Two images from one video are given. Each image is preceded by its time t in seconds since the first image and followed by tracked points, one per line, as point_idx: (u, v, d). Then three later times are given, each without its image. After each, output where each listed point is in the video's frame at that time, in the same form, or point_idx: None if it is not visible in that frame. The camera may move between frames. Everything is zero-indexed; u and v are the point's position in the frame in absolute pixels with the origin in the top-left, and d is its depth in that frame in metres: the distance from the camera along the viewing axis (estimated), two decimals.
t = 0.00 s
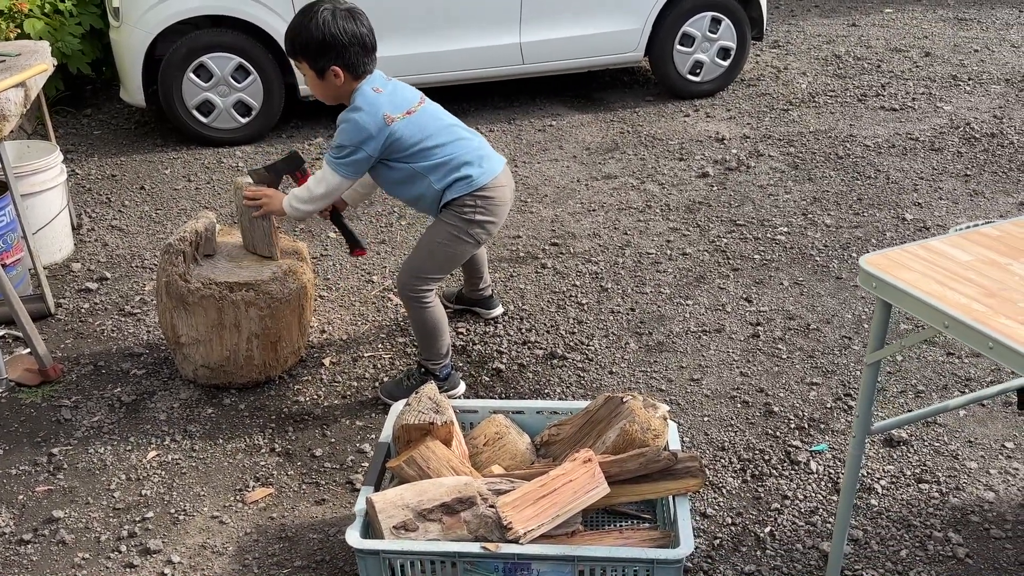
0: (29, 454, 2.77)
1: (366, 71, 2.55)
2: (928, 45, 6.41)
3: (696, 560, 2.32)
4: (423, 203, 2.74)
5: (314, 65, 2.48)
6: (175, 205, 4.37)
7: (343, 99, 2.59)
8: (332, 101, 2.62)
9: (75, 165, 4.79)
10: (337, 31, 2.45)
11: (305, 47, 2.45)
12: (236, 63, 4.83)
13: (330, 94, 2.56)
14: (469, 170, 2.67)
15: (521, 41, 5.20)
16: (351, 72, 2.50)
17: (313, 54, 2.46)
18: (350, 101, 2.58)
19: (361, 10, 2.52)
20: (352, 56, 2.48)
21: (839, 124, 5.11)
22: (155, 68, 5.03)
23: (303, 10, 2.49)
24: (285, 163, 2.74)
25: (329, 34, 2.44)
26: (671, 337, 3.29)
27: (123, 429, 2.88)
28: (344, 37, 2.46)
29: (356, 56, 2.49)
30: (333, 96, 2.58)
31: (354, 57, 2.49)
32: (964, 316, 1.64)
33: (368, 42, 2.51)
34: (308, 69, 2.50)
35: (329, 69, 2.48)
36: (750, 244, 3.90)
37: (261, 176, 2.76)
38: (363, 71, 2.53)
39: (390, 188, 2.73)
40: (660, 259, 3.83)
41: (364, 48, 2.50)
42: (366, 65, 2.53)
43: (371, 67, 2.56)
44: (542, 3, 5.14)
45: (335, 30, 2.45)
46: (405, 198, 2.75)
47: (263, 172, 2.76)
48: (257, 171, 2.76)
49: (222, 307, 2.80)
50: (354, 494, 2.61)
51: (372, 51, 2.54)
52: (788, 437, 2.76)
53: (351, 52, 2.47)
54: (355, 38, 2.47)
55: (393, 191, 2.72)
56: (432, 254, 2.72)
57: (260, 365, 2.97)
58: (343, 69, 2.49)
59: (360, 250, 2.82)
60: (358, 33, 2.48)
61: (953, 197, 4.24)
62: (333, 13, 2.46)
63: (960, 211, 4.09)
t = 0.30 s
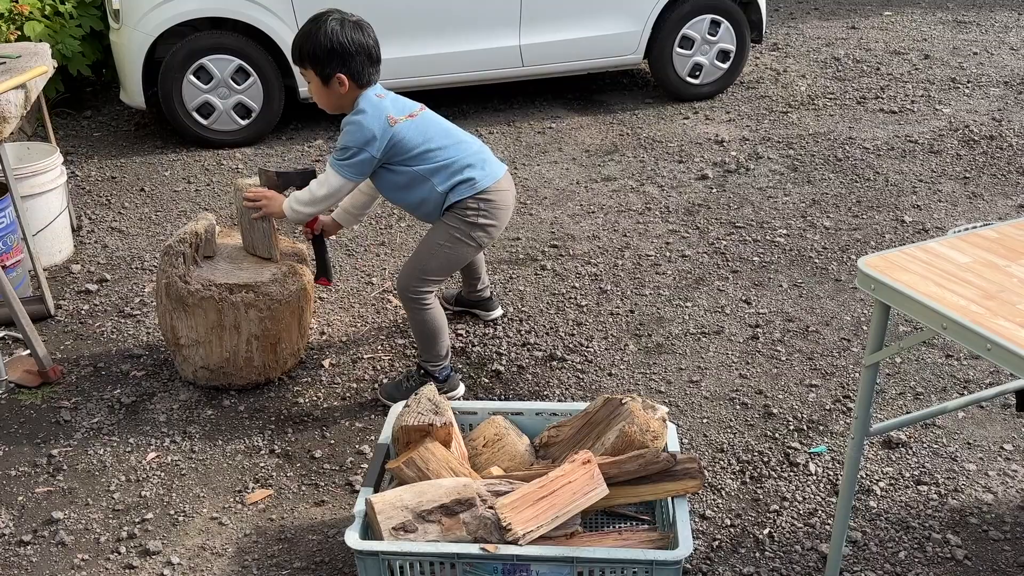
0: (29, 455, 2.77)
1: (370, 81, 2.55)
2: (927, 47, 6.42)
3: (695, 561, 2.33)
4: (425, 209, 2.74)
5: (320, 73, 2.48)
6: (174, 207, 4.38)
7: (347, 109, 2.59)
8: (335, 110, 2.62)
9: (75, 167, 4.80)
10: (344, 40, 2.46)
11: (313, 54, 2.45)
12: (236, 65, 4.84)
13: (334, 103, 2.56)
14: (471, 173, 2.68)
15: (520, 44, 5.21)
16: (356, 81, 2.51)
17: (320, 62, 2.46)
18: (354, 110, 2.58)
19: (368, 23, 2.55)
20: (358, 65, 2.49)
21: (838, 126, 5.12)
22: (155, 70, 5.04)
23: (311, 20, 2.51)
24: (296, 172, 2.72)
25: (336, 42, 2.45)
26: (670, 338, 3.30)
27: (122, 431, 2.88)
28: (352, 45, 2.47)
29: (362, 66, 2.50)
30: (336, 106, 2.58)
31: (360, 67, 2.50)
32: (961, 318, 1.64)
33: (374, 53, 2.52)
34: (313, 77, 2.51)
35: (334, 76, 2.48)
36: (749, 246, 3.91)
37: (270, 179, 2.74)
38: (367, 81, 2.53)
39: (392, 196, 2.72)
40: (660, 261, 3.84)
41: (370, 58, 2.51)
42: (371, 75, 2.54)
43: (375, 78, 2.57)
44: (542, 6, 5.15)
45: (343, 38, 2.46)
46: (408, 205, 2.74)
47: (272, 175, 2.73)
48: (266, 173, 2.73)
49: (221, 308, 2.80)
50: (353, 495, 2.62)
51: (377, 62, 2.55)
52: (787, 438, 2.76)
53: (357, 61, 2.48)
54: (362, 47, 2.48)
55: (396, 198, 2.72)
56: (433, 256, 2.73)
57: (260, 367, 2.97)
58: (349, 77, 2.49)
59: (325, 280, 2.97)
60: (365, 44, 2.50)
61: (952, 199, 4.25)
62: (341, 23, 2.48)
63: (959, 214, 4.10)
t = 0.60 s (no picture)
0: (31, 456, 2.77)
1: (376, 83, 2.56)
2: (927, 50, 6.43)
3: (697, 563, 2.33)
4: (428, 212, 2.74)
5: (327, 71, 2.47)
6: (176, 208, 4.38)
7: (351, 109, 2.59)
8: (338, 110, 2.61)
9: (77, 169, 4.80)
10: (354, 41, 2.47)
11: (321, 52, 2.45)
12: (237, 67, 4.84)
13: (338, 103, 2.55)
14: (474, 176, 2.69)
15: (522, 46, 5.21)
16: (363, 82, 2.51)
17: (328, 60, 2.46)
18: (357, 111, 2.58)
19: (378, 27, 2.56)
20: (365, 66, 2.49)
21: (839, 129, 5.13)
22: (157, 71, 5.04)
23: (321, 20, 2.51)
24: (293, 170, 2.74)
25: (346, 42, 2.46)
26: (672, 340, 3.30)
27: (124, 432, 2.88)
28: (361, 47, 2.48)
29: (369, 67, 2.50)
30: (340, 106, 2.57)
31: (367, 68, 2.50)
32: (964, 320, 1.65)
33: (382, 56, 2.53)
34: (320, 75, 2.50)
35: (341, 76, 2.48)
36: (750, 248, 3.91)
37: (266, 179, 2.75)
38: (373, 83, 2.54)
39: (395, 197, 2.73)
40: (661, 263, 3.84)
41: (378, 60, 2.52)
42: (378, 77, 2.54)
43: (381, 81, 2.57)
44: (543, 8, 5.16)
45: (353, 39, 2.47)
46: (410, 207, 2.74)
47: (268, 176, 2.74)
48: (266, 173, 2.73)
49: (224, 309, 2.80)
50: (355, 497, 2.62)
51: (383, 66, 2.56)
52: (788, 440, 2.76)
53: (365, 62, 2.49)
54: (371, 49, 2.49)
55: (399, 199, 2.72)
56: (434, 258, 2.73)
57: (262, 368, 2.98)
58: (355, 78, 2.50)
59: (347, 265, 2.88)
60: (374, 46, 2.51)
61: (953, 202, 4.25)
62: (352, 24, 2.49)
63: (960, 216, 4.10)
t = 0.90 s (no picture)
0: (32, 457, 2.77)
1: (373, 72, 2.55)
2: (928, 53, 6.43)
3: (698, 566, 2.33)
4: (429, 205, 2.76)
5: (317, 60, 2.50)
6: (176, 210, 4.38)
7: (350, 97, 2.60)
8: (342, 101, 2.63)
9: (78, 170, 4.80)
10: (340, 25, 2.48)
11: (310, 40, 2.49)
12: (238, 68, 4.85)
13: (336, 91, 2.58)
14: (477, 175, 2.69)
15: (522, 47, 5.22)
16: (353, 66, 2.50)
17: (318, 48, 2.49)
18: (359, 100, 2.59)
19: (371, 12, 2.55)
20: (354, 49, 2.48)
21: (840, 131, 5.13)
22: (158, 72, 5.05)
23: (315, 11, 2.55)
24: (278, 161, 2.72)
25: (332, 29, 2.47)
26: (673, 343, 3.30)
27: (125, 433, 2.88)
28: (348, 32, 2.48)
29: (359, 52, 2.49)
30: (338, 94, 2.59)
31: (357, 52, 2.49)
32: (965, 323, 1.65)
33: (373, 40, 2.52)
34: (314, 65, 2.54)
35: (331, 63, 2.49)
36: (751, 251, 3.91)
37: (264, 180, 2.75)
38: (366, 68, 2.52)
39: (397, 188, 2.74)
40: (662, 265, 3.84)
41: (369, 44, 2.51)
42: (372, 62, 2.53)
43: (377, 67, 2.55)
44: (543, 9, 5.15)
45: (339, 25, 2.48)
46: (412, 199, 2.77)
47: (263, 176, 2.75)
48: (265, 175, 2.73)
49: (224, 311, 2.80)
50: (355, 499, 2.62)
51: (378, 51, 2.54)
52: (790, 443, 2.76)
53: (353, 45, 2.48)
54: (358, 33, 2.48)
55: (401, 191, 2.74)
56: (434, 255, 2.73)
57: (263, 370, 2.98)
58: (345, 63, 2.49)
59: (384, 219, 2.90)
60: (362, 30, 2.50)
61: (954, 204, 4.25)
62: (341, 11, 2.50)
63: (961, 219, 4.10)
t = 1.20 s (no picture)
0: (33, 458, 2.77)
1: (374, 77, 2.55)
2: (930, 54, 6.43)
3: (700, 568, 2.32)
4: (432, 208, 2.76)
5: (320, 67, 2.48)
6: (178, 210, 4.38)
7: (351, 103, 2.59)
8: (341, 106, 2.62)
9: (79, 171, 4.80)
10: (344, 33, 2.47)
11: (313, 46, 2.47)
12: (241, 69, 4.85)
13: (337, 97, 2.56)
14: (479, 173, 2.69)
15: (524, 48, 5.21)
16: (357, 74, 2.51)
17: (320, 55, 2.47)
18: (360, 105, 2.59)
19: (371, 19, 2.56)
20: (358, 57, 2.48)
21: (842, 133, 5.13)
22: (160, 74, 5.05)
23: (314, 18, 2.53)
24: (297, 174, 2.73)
25: (336, 35, 2.46)
26: (675, 344, 3.30)
27: (126, 434, 2.88)
28: (351, 38, 2.47)
29: (362, 58, 2.49)
30: (340, 100, 2.58)
31: (361, 59, 2.49)
32: (969, 325, 1.64)
33: (375, 46, 2.52)
34: (316, 72, 2.51)
35: (334, 69, 2.48)
36: (753, 252, 3.91)
37: (277, 182, 2.73)
38: (368, 74, 2.53)
39: (400, 192, 2.74)
40: (664, 267, 3.84)
41: (371, 51, 2.51)
42: (374, 69, 2.53)
43: (377, 72, 2.55)
44: (545, 10, 5.15)
45: (342, 32, 2.47)
46: (414, 202, 2.76)
47: (281, 179, 2.73)
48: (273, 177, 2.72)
49: (226, 312, 2.80)
50: (357, 500, 2.61)
51: (378, 57, 2.55)
52: (792, 445, 2.76)
53: (357, 53, 2.48)
54: (361, 40, 2.48)
55: (403, 194, 2.74)
56: (438, 254, 2.73)
57: (264, 371, 2.98)
58: (349, 70, 2.49)
59: (347, 282, 3.00)
60: (364, 37, 2.50)
61: (956, 206, 4.25)
62: (342, 18, 2.50)
63: (963, 221, 4.10)
